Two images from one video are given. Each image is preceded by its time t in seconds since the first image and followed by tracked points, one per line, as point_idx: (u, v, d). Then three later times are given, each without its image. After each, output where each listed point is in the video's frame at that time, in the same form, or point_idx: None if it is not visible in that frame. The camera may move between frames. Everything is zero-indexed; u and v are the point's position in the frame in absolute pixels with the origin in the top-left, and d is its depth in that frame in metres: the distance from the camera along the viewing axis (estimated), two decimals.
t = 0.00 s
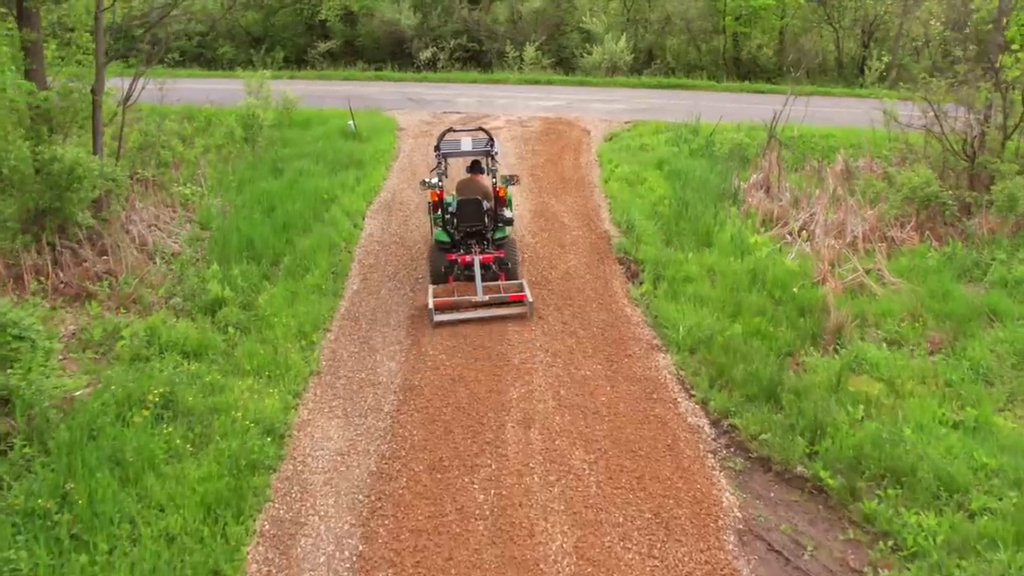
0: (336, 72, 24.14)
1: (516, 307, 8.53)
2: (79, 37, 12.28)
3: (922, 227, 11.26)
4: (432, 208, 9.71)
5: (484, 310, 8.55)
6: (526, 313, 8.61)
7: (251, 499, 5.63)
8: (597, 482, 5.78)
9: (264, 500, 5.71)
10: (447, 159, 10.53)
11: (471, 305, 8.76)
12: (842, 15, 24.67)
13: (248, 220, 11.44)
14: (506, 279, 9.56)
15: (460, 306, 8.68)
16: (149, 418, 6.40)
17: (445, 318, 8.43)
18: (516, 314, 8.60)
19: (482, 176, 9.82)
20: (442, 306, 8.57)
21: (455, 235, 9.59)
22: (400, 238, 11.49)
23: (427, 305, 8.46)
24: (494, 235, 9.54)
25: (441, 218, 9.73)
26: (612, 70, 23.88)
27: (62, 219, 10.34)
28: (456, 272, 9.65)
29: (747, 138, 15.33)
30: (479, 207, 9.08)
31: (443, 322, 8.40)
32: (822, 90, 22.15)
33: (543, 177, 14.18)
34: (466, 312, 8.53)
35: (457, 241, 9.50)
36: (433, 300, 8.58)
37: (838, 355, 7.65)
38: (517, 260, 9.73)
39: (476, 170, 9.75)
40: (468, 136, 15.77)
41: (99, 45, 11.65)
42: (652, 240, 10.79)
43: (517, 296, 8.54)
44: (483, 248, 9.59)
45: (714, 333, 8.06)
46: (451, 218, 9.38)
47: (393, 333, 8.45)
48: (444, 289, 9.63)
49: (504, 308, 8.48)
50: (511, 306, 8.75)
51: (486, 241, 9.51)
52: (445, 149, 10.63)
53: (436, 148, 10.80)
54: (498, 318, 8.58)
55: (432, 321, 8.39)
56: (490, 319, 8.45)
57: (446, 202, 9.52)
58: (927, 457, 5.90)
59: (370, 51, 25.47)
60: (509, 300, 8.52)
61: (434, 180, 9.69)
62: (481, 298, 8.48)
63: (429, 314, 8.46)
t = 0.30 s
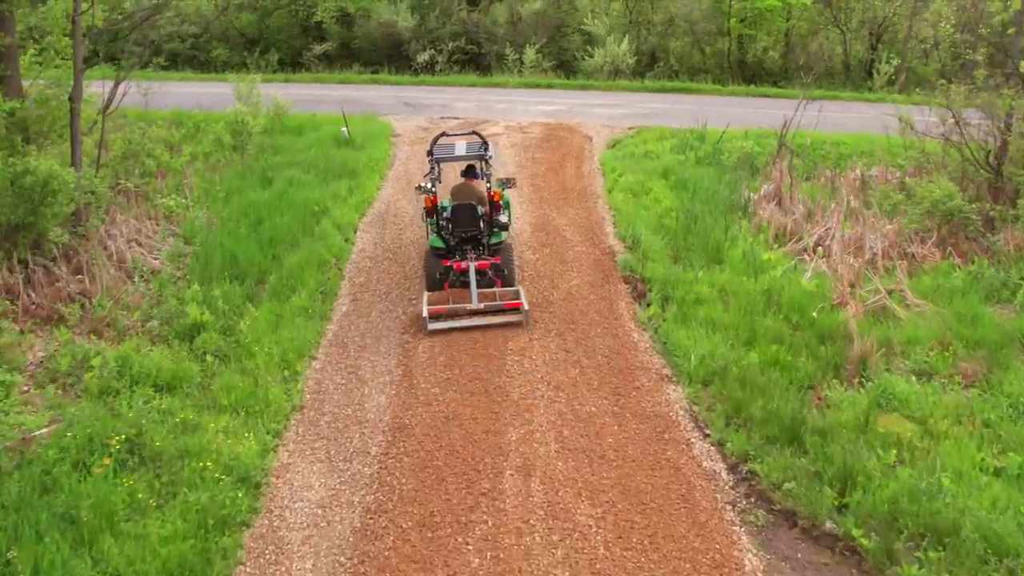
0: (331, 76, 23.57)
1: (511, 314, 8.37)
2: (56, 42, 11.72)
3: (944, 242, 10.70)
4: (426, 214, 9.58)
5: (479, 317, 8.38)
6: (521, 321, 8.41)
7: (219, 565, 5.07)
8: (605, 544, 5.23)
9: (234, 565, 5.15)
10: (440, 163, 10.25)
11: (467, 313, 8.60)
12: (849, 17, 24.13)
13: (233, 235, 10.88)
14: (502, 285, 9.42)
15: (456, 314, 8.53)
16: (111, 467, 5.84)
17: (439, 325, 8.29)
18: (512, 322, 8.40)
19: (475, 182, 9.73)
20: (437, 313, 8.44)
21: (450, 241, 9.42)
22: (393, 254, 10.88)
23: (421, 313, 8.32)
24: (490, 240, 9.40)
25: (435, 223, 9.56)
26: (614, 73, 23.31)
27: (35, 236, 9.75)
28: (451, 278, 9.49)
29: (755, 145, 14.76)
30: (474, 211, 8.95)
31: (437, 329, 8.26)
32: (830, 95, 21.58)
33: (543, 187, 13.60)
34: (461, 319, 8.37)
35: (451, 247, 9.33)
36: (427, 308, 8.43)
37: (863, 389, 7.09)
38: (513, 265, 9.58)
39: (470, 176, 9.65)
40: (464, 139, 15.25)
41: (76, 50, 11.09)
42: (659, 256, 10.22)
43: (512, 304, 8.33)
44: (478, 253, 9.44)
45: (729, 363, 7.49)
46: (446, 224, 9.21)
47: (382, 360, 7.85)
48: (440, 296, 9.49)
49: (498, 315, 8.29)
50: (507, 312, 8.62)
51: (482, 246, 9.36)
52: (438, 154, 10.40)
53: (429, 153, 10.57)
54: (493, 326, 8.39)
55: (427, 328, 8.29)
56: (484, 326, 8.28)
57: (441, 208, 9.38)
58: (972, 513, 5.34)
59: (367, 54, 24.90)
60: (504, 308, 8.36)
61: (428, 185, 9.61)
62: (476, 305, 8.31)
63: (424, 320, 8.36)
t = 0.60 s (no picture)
0: (327, 78, 22.98)
1: (507, 320, 8.21)
2: (32, 46, 11.14)
3: (971, 259, 10.10)
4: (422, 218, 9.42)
5: (473, 324, 8.18)
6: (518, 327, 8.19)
7: None
8: None
9: None
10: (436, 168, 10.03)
11: (462, 320, 8.41)
12: (858, 19, 23.48)
13: (217, 250, 10.30)
14: (498, 291, 9.23)
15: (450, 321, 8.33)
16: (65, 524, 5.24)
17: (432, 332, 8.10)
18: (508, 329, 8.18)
19: (472, 186, 9.59)
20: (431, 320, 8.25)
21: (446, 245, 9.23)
22: (386, 271, 10.28)
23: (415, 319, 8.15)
24: (486, 244, 9.22)
25: (430, 227, 9.36)
26: (618, 76, 22.69)
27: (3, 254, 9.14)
28: (447, 283, 9.30)
29: (765, 152, 14.18)
30: (471, 216, 8.78)
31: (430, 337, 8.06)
32: (839, 100, 20.99)
33: (545, 197, 12.98)
34: (455, 326, 8.17)
35: (447, 252, 9.15)
36: (421, 314, 8.26)
37: (895, 428, 6.51)
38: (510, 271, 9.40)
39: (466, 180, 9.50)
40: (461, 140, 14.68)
41: (50, 54, 10.48)
42: (668, 274, 9.63)
43: (508, 310, 8.12)
44: (474, 258, 9.26)
45: (747, 398, 6.91)
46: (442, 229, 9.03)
47: (371, 393, 7.24)
48: (435, 302, 9.31)
49: (493, 321, 8.08)
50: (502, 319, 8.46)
51: (478, 251, 9.18)
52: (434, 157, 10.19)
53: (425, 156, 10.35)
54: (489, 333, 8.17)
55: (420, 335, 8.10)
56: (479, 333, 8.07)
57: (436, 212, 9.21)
58: None
59: (364, 56, 24.31)
60: (499, 313, 8.16)
61: (424, 189, 9.47)
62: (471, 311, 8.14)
63: (417, 328, 8.18)
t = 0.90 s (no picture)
0: (322, 81, 22.36)
1: (505, 325, 8.06)
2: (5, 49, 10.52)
3: (1000, 277, 9.49)
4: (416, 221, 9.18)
5: (470, 329, 8.06)
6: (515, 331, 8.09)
7: None
8: None
9: None
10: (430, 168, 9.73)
11: (459, 325, 8.26)
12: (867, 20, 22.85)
13: (199, 266, 9.71)
14: (496, 294, 9.07)
15: (446, 326, 8.18)
16: None
17: (429, 338, 7.94)
18: (506, 334, 8.07)
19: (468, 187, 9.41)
20: (427, 326, 8.09)
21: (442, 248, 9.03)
22: (378, 288, 9.67)
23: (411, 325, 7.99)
24: (483, 247, 9.01)
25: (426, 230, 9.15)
26: (621, 79, 22.07)
27: None
28: (443, 287, 9.11)
29: (776, 159, 13.60)
30: (467, 218, 8.59)
31: (427, 343, 7.90)
32: (849, 103, 20.40)
33: (547, 207, 12.36)
34: (453, 331, 8.03)
35: (444, 255, 8.95)
36: (417, 319, 8.11)
37: (935, 474, 5.89)
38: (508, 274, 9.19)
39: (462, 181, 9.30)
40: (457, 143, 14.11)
41: (22, 57, 9.84)
42: (679, 292, 9.05)
43: (505, 315, 7.99)
44: (471, 261, 9.06)
45: (770, 438, 6.31)
46: (438, 231, 8.82)
47: (358, 429, 6.63)
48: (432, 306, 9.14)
49: (491, 326, 7.96)
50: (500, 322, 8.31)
51: (475, 254, 8.97)
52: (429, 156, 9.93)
53: (418, 157, 9.96)
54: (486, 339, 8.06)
55: (416, 342, 7.91)
56: (477, 338, 7.96)
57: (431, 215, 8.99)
58: None
59: (361, 58, 23.72)
60: (497, 318, 8.04)
61: (418, 191, 9.30)
62: (468, 316, 7.99)
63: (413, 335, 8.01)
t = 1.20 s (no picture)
0: (318, 82, 21.78)
1: (502, 328, 7.89)
2: None
3: None
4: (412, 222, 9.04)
5: (466, 332, 7.88)
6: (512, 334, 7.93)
7: None
8: None
9: None
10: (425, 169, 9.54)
11: (455, 329, 8.08)
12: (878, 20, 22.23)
13: (178, 282, 9.14)
14: (493, 296, 8.90)
15: (442, 330, 8.02)
16: None
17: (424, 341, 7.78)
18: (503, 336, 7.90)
19: (465, 187, 9.22)
20: (422, 330, 7.93)
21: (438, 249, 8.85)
22: (369, 306, 9.06)
23: (406, 329, 7.82)
24: (479, 247, 8.83)
25: (421, 231, 8.99)
26: (625, 81, 21.46)
27: None
28: (440, 289, 8.93)
29: (788, 166, 13.03)
30: (463, 218, 8.41)
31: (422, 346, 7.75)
32: (860, 106, 19.80)
33: (549, 217, 11.78)
34: (448, 334, 7.85)
35: (440, 256, 8.77)
36: (412, 322, 7.94)
37: (982, 528, 5.30)
38: (505, 275, 9.02)
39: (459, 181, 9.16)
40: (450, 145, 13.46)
41: None
42: (690, 313, 8.48)
43: (502, 317, 7.82)
44: (467, 263, 8.87)
45: (796, 482, 5.73)
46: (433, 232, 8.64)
47: (341, 471, 6.05)
48: (428, 309, 8.97)
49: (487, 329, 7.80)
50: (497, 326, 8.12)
51: (471, 256, 8.79)
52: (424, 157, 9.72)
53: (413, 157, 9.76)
54: (483, 342, 7.89)
55: (411, 346, 7.76)
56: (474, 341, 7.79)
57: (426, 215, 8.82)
58: None
59: (358, 59, 23.15)
60: (493, 320, 7.87)
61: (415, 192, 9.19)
62: (464, 319, 7.81)
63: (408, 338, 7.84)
